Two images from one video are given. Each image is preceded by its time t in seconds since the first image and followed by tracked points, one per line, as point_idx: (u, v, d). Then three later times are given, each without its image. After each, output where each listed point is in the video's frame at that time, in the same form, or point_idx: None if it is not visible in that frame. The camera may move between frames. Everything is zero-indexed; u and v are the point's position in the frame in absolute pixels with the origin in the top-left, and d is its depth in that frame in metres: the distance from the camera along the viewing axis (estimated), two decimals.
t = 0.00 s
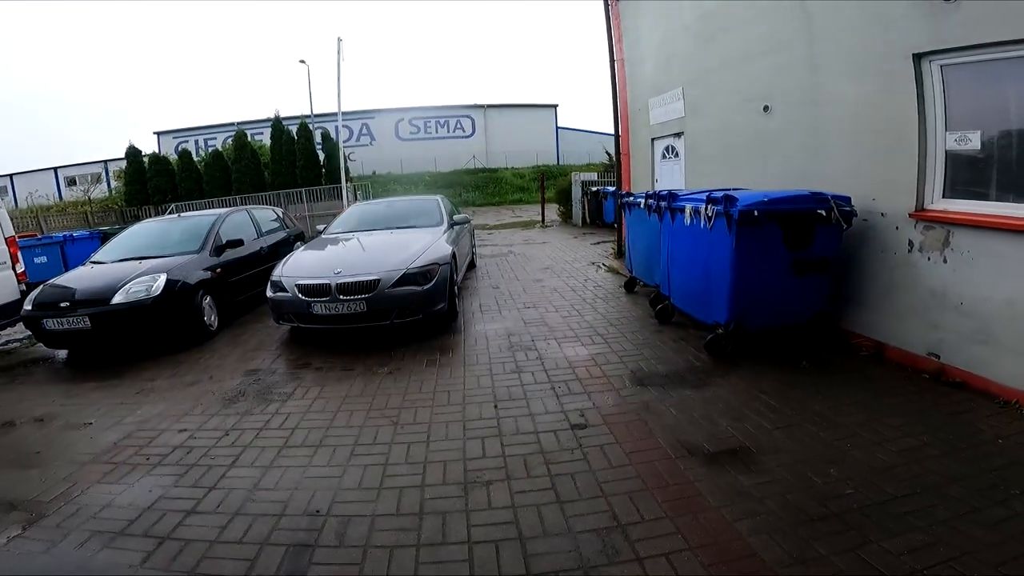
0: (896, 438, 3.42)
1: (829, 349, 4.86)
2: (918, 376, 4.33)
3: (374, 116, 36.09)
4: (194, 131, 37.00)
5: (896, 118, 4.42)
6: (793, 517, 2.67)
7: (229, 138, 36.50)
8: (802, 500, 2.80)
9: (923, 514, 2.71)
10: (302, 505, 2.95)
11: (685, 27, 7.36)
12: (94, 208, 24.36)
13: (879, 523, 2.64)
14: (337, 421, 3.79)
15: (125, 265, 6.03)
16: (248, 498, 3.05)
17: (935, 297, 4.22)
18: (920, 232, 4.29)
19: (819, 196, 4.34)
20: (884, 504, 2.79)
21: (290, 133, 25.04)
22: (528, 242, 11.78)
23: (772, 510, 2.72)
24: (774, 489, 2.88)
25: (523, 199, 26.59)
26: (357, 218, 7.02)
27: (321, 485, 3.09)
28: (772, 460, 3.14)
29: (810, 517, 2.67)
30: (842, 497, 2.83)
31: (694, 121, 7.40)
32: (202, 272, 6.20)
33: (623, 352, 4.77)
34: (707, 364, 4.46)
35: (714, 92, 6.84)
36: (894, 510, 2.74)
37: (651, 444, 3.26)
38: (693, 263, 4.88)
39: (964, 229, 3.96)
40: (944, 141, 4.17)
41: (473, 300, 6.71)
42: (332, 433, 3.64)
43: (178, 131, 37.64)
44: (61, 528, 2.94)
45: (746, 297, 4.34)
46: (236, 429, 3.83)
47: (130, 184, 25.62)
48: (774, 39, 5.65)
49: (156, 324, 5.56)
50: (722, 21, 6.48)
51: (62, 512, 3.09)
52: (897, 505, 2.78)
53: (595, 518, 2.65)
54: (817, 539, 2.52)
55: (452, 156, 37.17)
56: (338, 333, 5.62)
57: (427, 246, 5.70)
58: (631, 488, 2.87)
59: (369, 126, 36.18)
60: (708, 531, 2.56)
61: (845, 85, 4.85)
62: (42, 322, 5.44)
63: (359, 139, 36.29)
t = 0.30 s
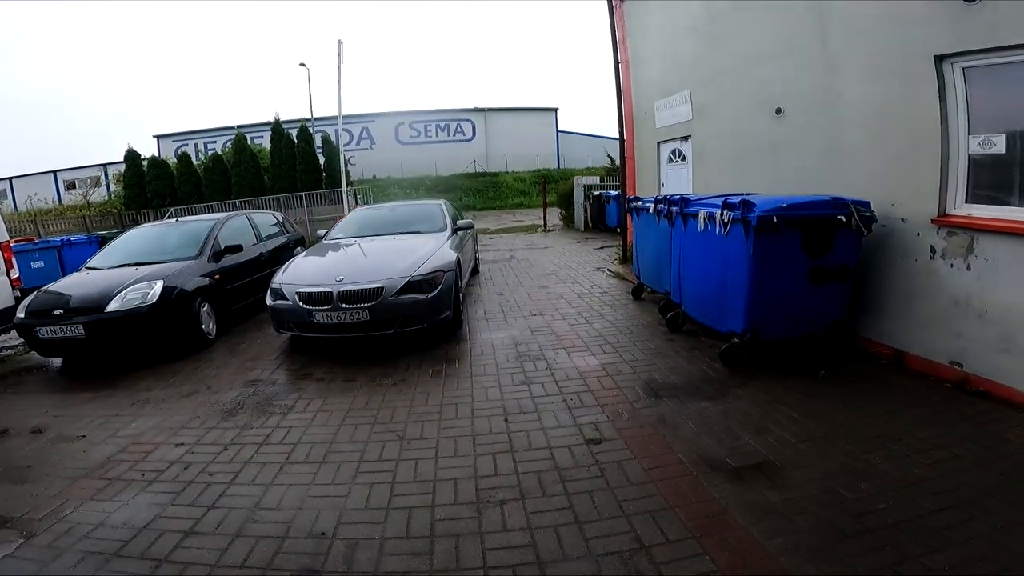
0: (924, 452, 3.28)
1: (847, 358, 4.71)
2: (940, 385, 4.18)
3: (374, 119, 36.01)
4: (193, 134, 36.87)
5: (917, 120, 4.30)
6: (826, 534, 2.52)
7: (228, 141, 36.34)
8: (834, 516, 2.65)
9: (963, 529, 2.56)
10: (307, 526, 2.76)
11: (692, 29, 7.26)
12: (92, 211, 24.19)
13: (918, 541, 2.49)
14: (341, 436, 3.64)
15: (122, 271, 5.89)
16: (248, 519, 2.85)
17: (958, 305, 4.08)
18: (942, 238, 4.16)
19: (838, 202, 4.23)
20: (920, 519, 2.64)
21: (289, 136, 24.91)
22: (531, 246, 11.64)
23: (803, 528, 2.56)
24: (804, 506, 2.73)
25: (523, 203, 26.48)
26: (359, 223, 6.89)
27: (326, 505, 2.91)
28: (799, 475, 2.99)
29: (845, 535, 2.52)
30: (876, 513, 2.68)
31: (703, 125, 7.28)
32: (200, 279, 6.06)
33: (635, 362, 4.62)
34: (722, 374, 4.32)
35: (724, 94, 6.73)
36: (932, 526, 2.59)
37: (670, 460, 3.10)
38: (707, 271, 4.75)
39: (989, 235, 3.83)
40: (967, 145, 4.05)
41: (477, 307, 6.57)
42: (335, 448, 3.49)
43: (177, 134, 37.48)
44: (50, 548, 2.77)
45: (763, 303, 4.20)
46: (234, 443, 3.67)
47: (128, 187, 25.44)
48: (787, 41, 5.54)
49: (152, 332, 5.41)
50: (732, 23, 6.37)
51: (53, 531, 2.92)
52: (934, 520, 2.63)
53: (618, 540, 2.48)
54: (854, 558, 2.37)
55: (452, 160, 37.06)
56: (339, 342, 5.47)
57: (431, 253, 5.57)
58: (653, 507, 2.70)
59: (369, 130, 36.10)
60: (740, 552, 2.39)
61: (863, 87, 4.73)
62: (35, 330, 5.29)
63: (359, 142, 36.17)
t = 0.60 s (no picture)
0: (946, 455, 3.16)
1: (862, 360, 4.61)
2: (958, 387, 4.07)
3: (378, 118, 35.99)
4: (197, 134, 36.94)
5: (934, 118, 4.21)
6: (847, 538, 2.39)
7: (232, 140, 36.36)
8: (855, 520, 2.51)
9: (990, 532, 2.42)
10: (311, 531, 2.67)
11: (701, 27, 7.17)
12: (97, 209, 24.22)
13: (945, 545, 2.35)
14: (346, 437, 3.55)
15: (123, 269, 5.81)
16: (251, 523, 2.77)
17: (977, 305, 3.97)
18: (961, 237, 4.05)
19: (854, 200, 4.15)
20: (945, 522, 2.50)
21: (293, 135, 24.89)
22: (536, 246, 11.56)
23: (824, 531, 2.44)
24: (824, 508, 2.60)
25: (527, 202, 26.38)
26: (363, 221, 6.80)
27: (331, 509, 2.82)
28: (818, 478, 2.84)
29: (868, 540, 2.38)
30: (899, 517, 2.53)
31: (711, 124, 7.19)
32: (203, 277, 5.98)
33: (645, 362, 4.53)
34: (735, 375, 4.22)
35: (733, 92, 6.64)
36: (959, 529, 2.45)
37: (686, 463, 3.00)
38: (719, 270, 4.67)
39: (1008, 233, 3.72)
40: (986, 143, 3.95)
41: (483, 307, 6.48)
42: (339, 450, 3.40)
43: (181, 133, 37.53)
44: (47, 552, 2.69)
45: (777, 303, 4.11)
46: (237, 445, 3.59)
47: (132, 186, 25.46)
48: (798, 37, 5.45)
49: (154, 331, 5.33)
50: (743, 21, 6.28)
51: (50, 533, 2.84)
52: (959, 523, 2.49)
53: (634, 546, 2.39)
54: (878, 563, 2.24)
55: (456, 159, 36.99)
56: (343, 342, 5.39)
57: (437, 251, 5.48)
58: (669, 511, 2.60)
59: (373, 129, 36.09)
60: (762, 557, 2.29)
61: (878, 84, 4.63)
62: (35, 328, 5.22)
63: (363, 142, 36.16)
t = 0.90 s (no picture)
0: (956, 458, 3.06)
1: (868, 360, 4.51)
2: (966, 388, 3.97)
3: (379, 115, 35.90)
4: (199, 130, 36.87)
5: (943, 115, 4.10)
6: (854, 545, 2.29)
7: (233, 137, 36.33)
8: (862, 525, 2.41)
9: (1002, 539, 2.32)
10: (299, 533, 2.59)
11: (705, 22, 7.07)
12: (97, 205, 24.18)
13: (956, 552, 2.25)
14: (338, 436, 3.47)
15: (118, 263, 5.73)
16: (238, 524, 2.69)
17: (987, 304, 3.87)
18: (971, 235, 3.95)
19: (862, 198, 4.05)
20: (955, 529, 2.39)
21: (293, 132, 24.80)
22: (536, 243, 11.47)
23: (830, 537, 2.34)
24: (830, 514, 2.50)
25: (528, 199, 26.28)
26: (361, 216, 6.71)
27: (320, 511, 2.74)
28: (823, 482, 2.74)
29: (876, 546, 2.28)
30: (908, 523, 2.43)
31: (715, 120, 7.09)
32: (198, 272, 5.90)
33: (647, 361, 4.43)
34: (738, 375, 4.12)
35: (738, 88, 6.53)
36: (971, 536, 2.34)
37: (688, 466, 2.91)
38: (722, 268, 4.57)
39: (1020, 231, 3.61)
40: (998, 141, 3.84)
41: (482, 304, 6.39)
42: (332, 449, 3.31)
43: (182, 129, 37.50)
44: (28, 551, 2.61)
45: (783, 301, 4.01)
46: (227, 442, 3.50)
47: (132, 181, 25.40)
48: (805, 33, 5.34)
49: (147, 326, 5.25)
50: (748, 15, 6.17)
51: (32, 532, 2.76)
52: (970, 529, 2.39)
53: (635, 552, 2.29)
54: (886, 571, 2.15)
55: (457, 156, 36.88)
56: (340, 338, 5.31)
57: (435, 246, 5.39)
58: (670, 516, 2.51)
59: (374, 126, 36.02)
60: (767, 564, 2.20)
61: (887, 79, 4.52)
62: (28, 323, 5.14)
63: (364, 139, 36.09)
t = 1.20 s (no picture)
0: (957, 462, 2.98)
1: (867, 361, 4.43)
2: (967, 391, 3.89)
3: (377, 111, 35.74)
4: (196, 125, 36.71)
5: (947, 111, 4.01)
6: (852, 553, 2.21)
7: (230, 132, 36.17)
8: (860, 533, 2.33)
9: (1004, 547, 2.24)
10: (279, 536, 2.50)
11: (705, 18, 6.97)
12: (92, 199, 24.04)
13: (956, 560, 2.17)
14: (324, 436, 3.37)
15: (105, 258, 5.63)
16: (216, 526, 2.60)
17: (989, 305, 3.78)
18: (974, 235, 3.86)
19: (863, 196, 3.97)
20: (955, 537, 2.31)
21: (290, 127, 24.65)
22: (533, 240, 11.39)
23: (827, 545, 2.26)
24: (827, 521, 2.42)
25: (527, 196, 26.16)
26: (355, 211, 6.60)
27: (302, 513, 2.65)
28: (821, 488, 2.65)
29: (874, 554, 2.20)
30: (907, 530, 2.35)
31: (714, 117, 7.00)
32: (187, 268, 5.80)
33: (642, 361, 4.35)
34: (735, 375, 4.04)
35: (737, 84, 6.44)
36: (972, 544, 2.26)
37: (682, 470, 2.82)
38: (720, 266, 4.49)
39: None
40: (1002, 138, 3.75)
41: (477, 301, 6.30)
42: (317, 449, 3.22)
43: (179, 124, 37.33)
44: None
45: (781, 300, 3.93)
46: (210, 441, 3.41)
47: (128, 176, 25.25)
48: (806, 28, 5.25)
49: (134, 322, 5.15)
50: (749, 11, 6.07)
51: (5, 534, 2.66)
52: (970, 537, 2.30)
53: (626, 561, 2.20)
54: None
55: (456, 153, 36.72)
56: (331, 335, 5.22)
57: (428, 242, 5.29)
58: (663, 523, 2.42)
59: (373, 122, 35.86)
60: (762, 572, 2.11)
61: (889, 75, 4.43)
62: (13, 318, 5.04)
63: (362, 135, 35.94)
